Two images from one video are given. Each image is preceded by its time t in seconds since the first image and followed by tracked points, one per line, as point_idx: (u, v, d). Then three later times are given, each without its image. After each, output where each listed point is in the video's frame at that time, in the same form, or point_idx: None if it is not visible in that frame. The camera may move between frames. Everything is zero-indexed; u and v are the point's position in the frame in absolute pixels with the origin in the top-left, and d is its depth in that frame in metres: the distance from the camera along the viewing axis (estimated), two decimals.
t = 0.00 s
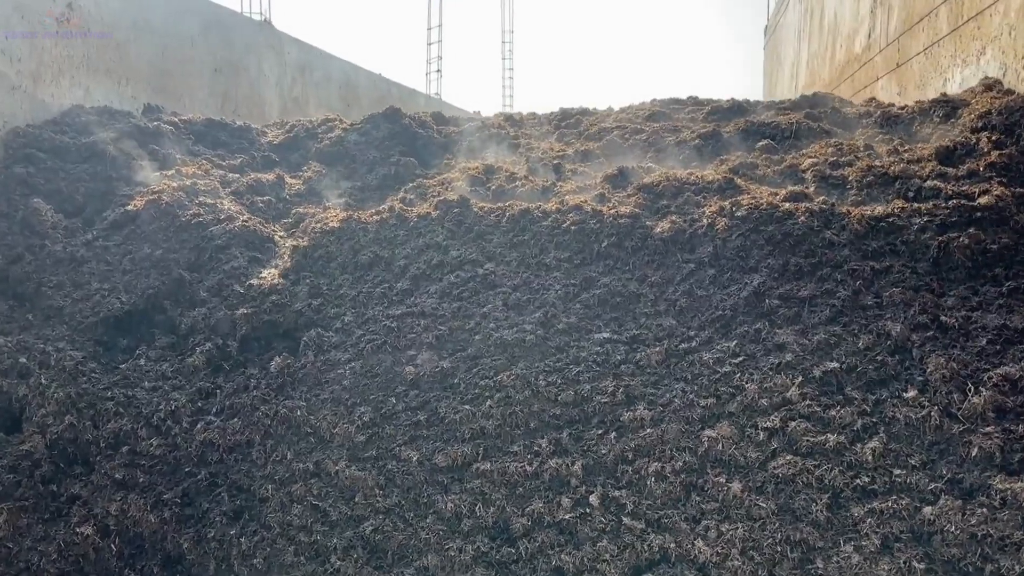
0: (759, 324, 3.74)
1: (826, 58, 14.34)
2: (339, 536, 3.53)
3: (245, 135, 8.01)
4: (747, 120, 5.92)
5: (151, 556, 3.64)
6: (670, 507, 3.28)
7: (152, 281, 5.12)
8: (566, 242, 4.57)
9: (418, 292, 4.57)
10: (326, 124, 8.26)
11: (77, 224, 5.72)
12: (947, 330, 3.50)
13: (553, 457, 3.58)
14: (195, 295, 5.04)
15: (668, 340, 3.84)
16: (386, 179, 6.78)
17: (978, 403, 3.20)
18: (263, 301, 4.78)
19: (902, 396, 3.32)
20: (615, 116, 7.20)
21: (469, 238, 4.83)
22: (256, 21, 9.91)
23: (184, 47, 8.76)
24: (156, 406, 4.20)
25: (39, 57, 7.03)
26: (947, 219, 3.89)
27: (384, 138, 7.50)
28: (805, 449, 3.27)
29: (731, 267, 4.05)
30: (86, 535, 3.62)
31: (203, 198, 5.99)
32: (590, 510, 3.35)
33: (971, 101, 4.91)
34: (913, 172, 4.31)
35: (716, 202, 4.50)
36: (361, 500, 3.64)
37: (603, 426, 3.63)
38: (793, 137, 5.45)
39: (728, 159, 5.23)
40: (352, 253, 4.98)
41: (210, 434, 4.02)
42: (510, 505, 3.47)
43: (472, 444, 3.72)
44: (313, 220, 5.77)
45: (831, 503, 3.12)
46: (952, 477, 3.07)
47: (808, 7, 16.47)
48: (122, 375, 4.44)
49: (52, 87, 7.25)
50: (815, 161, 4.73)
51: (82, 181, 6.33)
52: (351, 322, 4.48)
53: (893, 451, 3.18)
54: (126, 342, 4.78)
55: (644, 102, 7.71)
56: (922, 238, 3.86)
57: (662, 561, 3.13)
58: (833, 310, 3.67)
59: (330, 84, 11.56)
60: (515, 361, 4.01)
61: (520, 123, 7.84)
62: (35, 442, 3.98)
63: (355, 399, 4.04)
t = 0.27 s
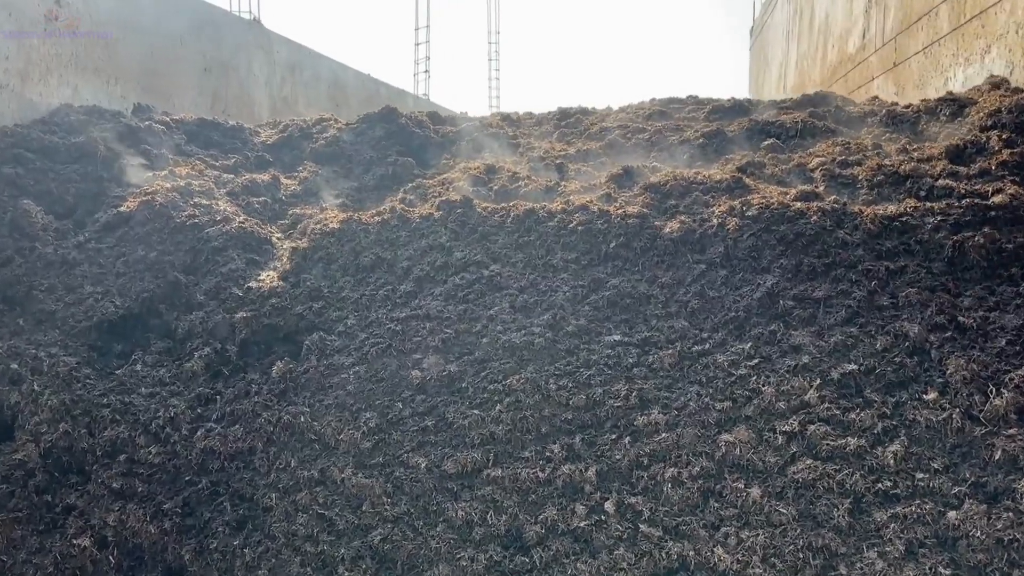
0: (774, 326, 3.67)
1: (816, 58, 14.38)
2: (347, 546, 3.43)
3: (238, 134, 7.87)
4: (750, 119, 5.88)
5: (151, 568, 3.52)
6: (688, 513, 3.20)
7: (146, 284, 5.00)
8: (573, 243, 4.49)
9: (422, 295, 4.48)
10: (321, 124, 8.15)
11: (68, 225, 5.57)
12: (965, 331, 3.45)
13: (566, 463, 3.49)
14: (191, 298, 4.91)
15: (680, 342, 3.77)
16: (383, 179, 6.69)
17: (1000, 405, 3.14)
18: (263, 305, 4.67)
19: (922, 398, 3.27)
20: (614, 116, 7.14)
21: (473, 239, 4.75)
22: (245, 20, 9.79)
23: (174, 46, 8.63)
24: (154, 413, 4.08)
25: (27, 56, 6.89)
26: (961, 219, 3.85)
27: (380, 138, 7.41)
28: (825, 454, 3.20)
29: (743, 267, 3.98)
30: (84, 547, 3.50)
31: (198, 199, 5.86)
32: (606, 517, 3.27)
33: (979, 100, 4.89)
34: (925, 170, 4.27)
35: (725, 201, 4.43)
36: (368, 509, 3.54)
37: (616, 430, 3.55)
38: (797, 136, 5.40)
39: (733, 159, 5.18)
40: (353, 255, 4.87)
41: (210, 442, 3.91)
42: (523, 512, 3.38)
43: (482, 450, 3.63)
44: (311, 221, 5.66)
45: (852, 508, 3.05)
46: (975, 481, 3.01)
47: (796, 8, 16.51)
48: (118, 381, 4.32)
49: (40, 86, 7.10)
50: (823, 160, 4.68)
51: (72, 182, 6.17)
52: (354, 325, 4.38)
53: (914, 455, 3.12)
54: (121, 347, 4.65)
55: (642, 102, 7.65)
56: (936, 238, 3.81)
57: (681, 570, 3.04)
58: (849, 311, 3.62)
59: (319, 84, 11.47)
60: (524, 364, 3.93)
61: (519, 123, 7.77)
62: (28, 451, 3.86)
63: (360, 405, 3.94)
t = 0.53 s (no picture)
0: (796, 333, 3.60)
1: (805, 60, 14.43)
2: (359, 564, 3.29)
3: (230, 136, 7.71)
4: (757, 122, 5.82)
5: None
6: (713, 527, 3.10)
7: (142, 291, 4.84)
8: (583, 247, 4.39)
9: (429, 301, 4.36)
10: (315, 125, 8.00)
11: (58, 230, 5.39)
12: (991, 337, 3.38)
13: (585, 476, 3.38)
14: (189, 305, 4.76)
15: (699, 350, 3.68)
16: (381, 182, 6.57)
17: None
18: (264, 312, 4.53)
19: (950, 406, 3.19)
20: (616, 119, 7.07)
21: (481, 244, 4.64)
22: (232, 20, 9.63)
23: (161, 46, 8.47)
24: (154, 426, 3.93)
25: (13, 55, 6.69)
26: (982, 222, 3.79)
27: (377, 140, 7.29)
28: (853, 464, 3.12)
29: (761, 273, 3.91)
30: (82, 567, 3.35)
31: (193, 203, 5.71)
32: (628, 531, 3.15)
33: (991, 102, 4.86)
34: (941, 173, 4.22)
35: (739, 205, 4.36)
36: (380, 524, 3.41)
37: (636, 441, 3.44)
38: (805, 140, 5.35)
39: (743, 161, 5.11)
40: (357, 260, 4.75)
41: (213, 455, 3.76)
42: (542, 527, 3.26)
43: (497, 462, 3.51)
44: (311, 226, 5.53)
45: (883, 520, 2.96)
46: (1009, 492, 2.93)
47: (784, 10, 16.56)
48: (114, 392, 4.16)
49: (26, 86, 6.90)
50: (837, 162, 4.64)
51: (61, 185, 5.96)
52: (360, 333, 4.25)
53: (945, 465, 3.03)
54: (116, 356, 4.49)
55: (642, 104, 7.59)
56: (957, 242, 3.75)
57: None
58: (871, 318, 3.55)
59: (305, 85, 11.34)
60: (538, 373, 3.82)
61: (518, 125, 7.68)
62: (22, 466, 3.71)
63: (369, 416, 3.81)
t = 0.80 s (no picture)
0: (810, 339, 3.56)
1: (791, 64, 14.53)
2: None
3: (222, 140, 7.60)
4: (758, 126, 5.81)
5: None
6: (733, 538, 3.04)
7: (138, 298, 4.73)
8: (590, 253, 4.35)
9: (435, 308, 4.28)
10: (309, 129, 7.88)
11: (49, 236, 5.27)
12: (1007, 342, 3.36)
13: (600, 486, 3.31)
14: (187, 312, 4.65)
15: (713, 357, 3.63)
16: (378, 186, 6.49)
17: None
18: (265, 320, 4.43)
19: (969, 413, 3.16)
20: (615, 122, 7.04)
21: (486, 250, 4.57)
22: (220, 22, 9.53)
23: (149, 48, 8.35)
24: (154, 437, 3.83)
25: None
26: (994, 227, 3.78)
27: (373, 144, 7.21)
28: (873, 473, 3.07)
29: (773, 278, 3.87)
30: None
31: (188, 207, 5.59)
32: (646, 543, 3.08)
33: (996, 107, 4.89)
34: (950, 178, 4.21)
35: (748, 209, 4.33)
36: (391, 537, 3.32)
37: (651, 450, 3.38)
38: (808, 145, 5.34)
39: (747, 166, 5.08)
40: (359, 266, 4.66)
41: (216, 468, 3.66)
42: (557, 539, 3.19)
43: (509, 473, 3.44)
44: (310, 231, 5.43)
45: (904, 529, 2.91)
46: None
47: (769, 15, 16.65)
48: (112, 404, 4.05)
49: (13, 89, 6.75)
50: (844, 167, 4.65)
51: (51, 190, 5.81)
52: (364, 341, 4.17)
53: (966, 473, 3.00)
54: (112, 365, 4.38)
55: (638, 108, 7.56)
56: (969, 247, 3.74)
57: None
58: (886, 324, 3.52)
59: (293, 87, 11.25)
60: (549, 381, 3.75)
61: (514, 129, 7.63)
62: (18, 479, 3.62)
63: (376, 426, 3.73)
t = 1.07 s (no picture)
0: (826, 342, 3.56)
1: (779, 68, 14.63)
2: None
3: (218, 141, 7.50)
4: (761, 128, 5.83)
5: None
6: (754, 543, 3.01)
7: (139, 302, 4.65)
8: (601, 256, 4.32)
9: (444, 311, 4.24)
10: (306, 130, 7.81)
11: (46, 240, 5.17)
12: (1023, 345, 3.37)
13: (618, 491, 3.28)
14: (190, 316, 4.58)
15: (728, 360, 3.61)
16: (379, 188, 6.44)
17: None
18: (271, 324, 4.37)
19: (988, 416, 3.16)
20: (615, 125, 7.03)
21: (494, 252, 4.54)
22: (210, 22, 9.45)
23: (140, 49, 8.27)
24: (160, 444, 3.76)
25: None
26: (1005, 230, 3.80)
27: (371, 146, 7.16)
28: (894, 476, 3.06)
29: (786, 280, 3.87)
30: None
31: (188, 209, 5.50)
32: (666, 549, 3.05)
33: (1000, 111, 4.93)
34: (958, 180, 4.24)
35: (759, 212, 4.33)
36: (406, 545, 3.27)
37: (669, 454, 3.35)
38: (813, 147, 5.35)
39: (754, 168, 5.08)
40: (365, 269, 4.61)
41: (226, 475, 3.59)
42: (576, 545, 3.15)
43: (526, 478, 3.40)
44: (313, 233, 5.37)
45: (926, 533, 2.90)
46: None
47: (755, 19, 16.75)
48: (116, 410, 3.97)
49: (4, 89, 6.62)
50: (851, 169, 4.66)
51: (46, 192, 5.70)
52: (374, 345, 4.12)
53: (987, 475, 2.99)
54: (114, 371, 4.30)
55: (637, 111, 7.57)
56: (981, 249, 3.76)
57: None
58: (902, 326, 3.52)
59: (282, 88, 11.20)
60: (563, 385, 3.72)
61: (513, 131, 7.60)
62: (20, 488, 3.55)
63: (389, 431, 3.68)
